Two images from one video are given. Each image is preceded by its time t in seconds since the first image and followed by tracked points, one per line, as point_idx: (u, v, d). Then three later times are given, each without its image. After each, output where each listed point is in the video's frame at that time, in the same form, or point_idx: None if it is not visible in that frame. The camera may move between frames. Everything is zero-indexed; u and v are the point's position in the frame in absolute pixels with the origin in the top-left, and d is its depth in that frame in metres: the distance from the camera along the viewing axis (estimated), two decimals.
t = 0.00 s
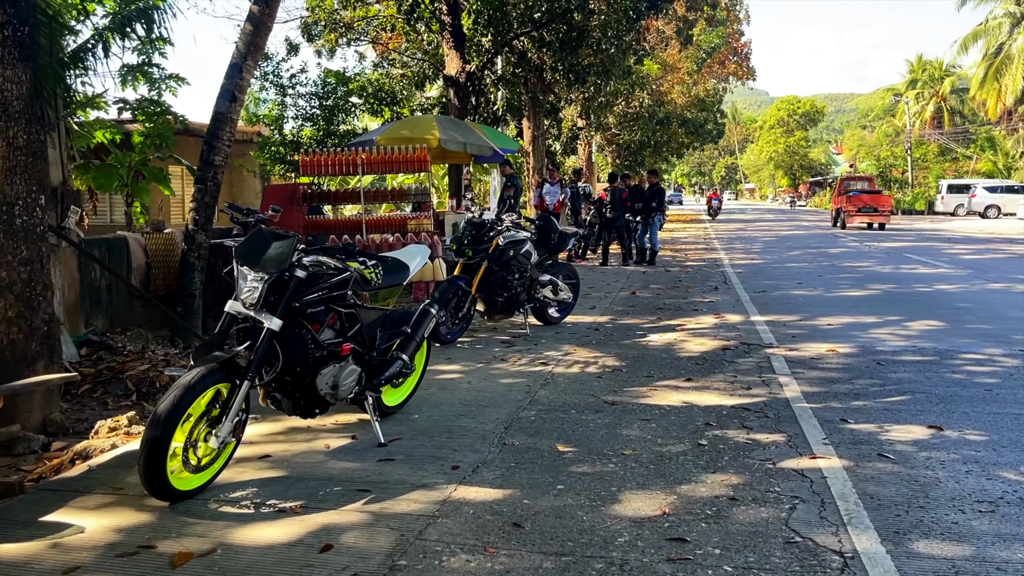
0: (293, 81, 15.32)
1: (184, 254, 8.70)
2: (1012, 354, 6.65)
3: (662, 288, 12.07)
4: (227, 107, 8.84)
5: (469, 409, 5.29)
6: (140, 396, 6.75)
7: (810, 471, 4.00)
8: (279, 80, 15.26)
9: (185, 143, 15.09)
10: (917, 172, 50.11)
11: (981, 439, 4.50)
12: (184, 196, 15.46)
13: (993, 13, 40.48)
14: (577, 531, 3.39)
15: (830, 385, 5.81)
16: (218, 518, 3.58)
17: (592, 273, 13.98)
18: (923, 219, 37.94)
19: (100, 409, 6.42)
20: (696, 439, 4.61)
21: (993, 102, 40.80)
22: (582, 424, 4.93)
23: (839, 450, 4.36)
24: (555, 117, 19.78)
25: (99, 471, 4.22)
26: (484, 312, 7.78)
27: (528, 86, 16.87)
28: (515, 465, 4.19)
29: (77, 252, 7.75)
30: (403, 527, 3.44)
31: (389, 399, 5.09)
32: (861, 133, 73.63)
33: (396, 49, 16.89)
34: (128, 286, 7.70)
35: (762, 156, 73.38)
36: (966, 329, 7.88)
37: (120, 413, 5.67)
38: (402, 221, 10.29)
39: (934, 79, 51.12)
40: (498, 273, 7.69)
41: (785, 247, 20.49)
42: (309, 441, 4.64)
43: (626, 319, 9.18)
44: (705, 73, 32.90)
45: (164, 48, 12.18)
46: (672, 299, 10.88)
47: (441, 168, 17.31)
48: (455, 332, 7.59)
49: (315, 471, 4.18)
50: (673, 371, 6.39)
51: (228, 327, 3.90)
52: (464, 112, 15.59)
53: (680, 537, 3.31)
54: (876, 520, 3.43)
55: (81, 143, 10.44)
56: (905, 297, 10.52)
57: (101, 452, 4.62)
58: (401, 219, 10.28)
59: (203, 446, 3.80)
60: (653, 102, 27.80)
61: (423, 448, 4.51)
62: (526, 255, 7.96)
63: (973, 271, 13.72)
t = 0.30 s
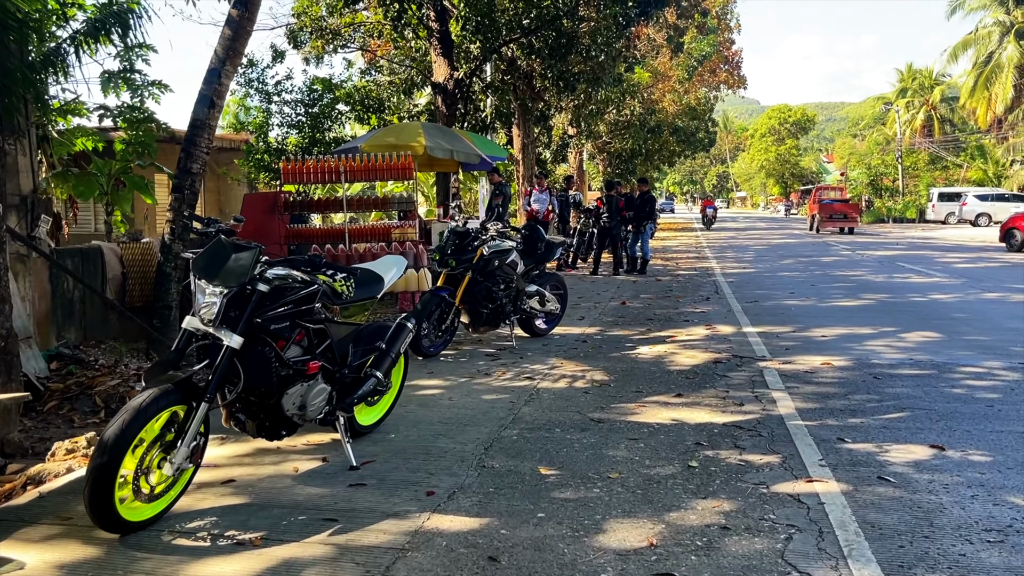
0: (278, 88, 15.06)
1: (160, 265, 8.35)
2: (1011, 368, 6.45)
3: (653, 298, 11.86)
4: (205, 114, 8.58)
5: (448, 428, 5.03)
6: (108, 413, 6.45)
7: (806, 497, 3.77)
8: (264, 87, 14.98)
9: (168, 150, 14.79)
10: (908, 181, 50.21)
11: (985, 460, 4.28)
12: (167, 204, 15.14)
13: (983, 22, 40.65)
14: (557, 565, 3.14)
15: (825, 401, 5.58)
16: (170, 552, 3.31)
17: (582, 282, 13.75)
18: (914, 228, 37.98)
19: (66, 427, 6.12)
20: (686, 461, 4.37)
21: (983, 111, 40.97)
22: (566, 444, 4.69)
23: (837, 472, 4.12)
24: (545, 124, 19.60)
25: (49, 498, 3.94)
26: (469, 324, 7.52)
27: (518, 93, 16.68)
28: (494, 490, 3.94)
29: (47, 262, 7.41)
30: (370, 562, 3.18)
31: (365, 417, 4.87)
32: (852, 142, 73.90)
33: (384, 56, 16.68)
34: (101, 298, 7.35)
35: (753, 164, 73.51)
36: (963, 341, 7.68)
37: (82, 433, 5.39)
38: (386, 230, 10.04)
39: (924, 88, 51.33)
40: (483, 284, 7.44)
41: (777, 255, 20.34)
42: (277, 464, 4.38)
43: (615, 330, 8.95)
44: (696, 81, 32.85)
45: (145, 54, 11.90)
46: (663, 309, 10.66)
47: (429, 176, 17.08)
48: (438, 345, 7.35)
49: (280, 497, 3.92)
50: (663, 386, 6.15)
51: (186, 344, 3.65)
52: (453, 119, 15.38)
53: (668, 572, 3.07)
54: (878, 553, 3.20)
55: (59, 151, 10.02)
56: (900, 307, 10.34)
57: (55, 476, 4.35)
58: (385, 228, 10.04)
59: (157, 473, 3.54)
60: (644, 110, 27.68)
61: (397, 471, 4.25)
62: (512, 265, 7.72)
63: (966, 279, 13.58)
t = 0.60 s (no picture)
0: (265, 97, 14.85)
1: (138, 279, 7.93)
2: (1012, 384, 6.27)
3: (644, 310, 11.66)
4: (184, 122, 8.35)
5: (428, 450, 4.80)
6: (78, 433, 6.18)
7: (805, 526, 3.56)
8: (249, 96, 14.74)
9: (151, 160, 14.51)
10: (898, 192, 50.34)
11: (992, 485, 4.09)
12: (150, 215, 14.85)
13: (972, 34, 40.83)
14: None
15: (822, 419, 5.38)
16: None
17: (572, 294, 13.55)
18: (905, 238, 38.02)
19: (32, 447, 5.85)
20: (678, 486, 4.15)
21: (972, 122, 41.16)
22: (553, 467, 4.47)
23: (836, 498, 3.91)
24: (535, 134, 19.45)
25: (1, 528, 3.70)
26: (455, 339, 7.29)
27: (507, 103, 16.52)
28: (475, 520, 3.72)
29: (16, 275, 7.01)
30: None
31: (341, 439, 4.66)
32: (842, 153, 74.19)
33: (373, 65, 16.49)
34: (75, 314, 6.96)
35: (744, 175, 73.62)
36: (961, 355, 7.51)
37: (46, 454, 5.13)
38: (371, 241, 9.80)
39: (914, 99, 51.57)
40: (470, 297, 7.21)
41: (769, 266, 20.19)
42: (247, 490, 4.14)
43: (606, 344, 8.74)
44: (687, 92, 32.81)
45: (127, 61, 11.66)
46: (654, 322, 10.47)
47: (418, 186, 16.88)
48: (422, 360, 7.13)
49: (247, 528, 3.68)
50: (654, 404, 5.94)
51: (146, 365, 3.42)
52: (441, 128, 15.20)
53: None
54: None
55: (41, 160, 9.66)
56: (894, 320, 10.18)
57: (11, 504, 4.10)
58: (370, 239, 9.80)
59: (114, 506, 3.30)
60: (635, 120, 27.59)
61: (373, 498, 4.02)
62: (499, 278, 7.50)
63: (960, 291, 13.45)
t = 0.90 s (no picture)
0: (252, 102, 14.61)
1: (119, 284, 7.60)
2: (1017, 396, 6.08)
3: (637, 319, 11.44)
4: (166, 126, 8.12)
5: (412, 467, 4.56)
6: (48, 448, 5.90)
7: (811, 551, 3.34)
8: (237, 101, 14.50)
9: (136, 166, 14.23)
10: (890, 201, 50.40)
11: (1005, 505, 3.88)
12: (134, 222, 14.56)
13: (963, 43, 40.95)
14: None
15: (824, 434, 5.17)
16: None
17: (565, 303, 13.34)
18: (897, 247, 38.04)
19: None
20: (675, 506, 3.93)
21: (963, 131, 41.30)
22: (543, 486, 4.24)
23: (843, 520, 3.70)
24: (527, 141, 19.26)
25: None
26: (444, 349, 7.05)
27: (499, 109, 16.34)
28: (459, 544, 3.48)
29: None
30: None
31: (320, 456, 4.43)
32: (833, 162, 74.41)
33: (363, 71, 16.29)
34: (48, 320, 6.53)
35: (736, 183, 73.70)
36: (963, 366, 7.32)
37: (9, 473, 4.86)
38: (358, 248, 9.57)
39: (905, 108, 51.76)
40: (458, 306, 6.99)
41: (763, 275, 20.01)
42: (218, 511, 3.89)
43: (598, 354, 8.52)
44: (679, 100, 32.74)
45: (112, 66, 11.43)
46: (647, 331, 10.25)
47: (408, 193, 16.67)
48: (409, 371, 6.88)
49: (215, 553, 3.43)
50: (649, 417, 5.71)
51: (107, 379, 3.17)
52: (432, 135, 15.01)
53: None
54: None
55: (23, 167, 9.00)
56: (892, 330, 10.00)
57: None
58: (357, 246, 9.56)
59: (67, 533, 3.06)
60: (627, 128, 27.45)
61: (352, 521, 3.77)
62: (489, 286, 7.27)
63: (956, 300, 13.30)
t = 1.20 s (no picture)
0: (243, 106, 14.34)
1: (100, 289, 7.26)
2: None
3: (634, 328, 11.19)
4: (149, 127, 7.85)
5: (400, 487, 4.30)
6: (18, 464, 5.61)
7: None
8: (227, 105, 14.24)
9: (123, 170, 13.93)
10: (884, 209, 50.36)
11: None
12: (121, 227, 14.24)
13: (957, 52, 40.97)
14: None
15: (833, 451, 4.93)
16: None
17: (560, 311, 13.08)
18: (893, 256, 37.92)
19: None
20: (680, 531, 3.68)
21: (957, 140, 41.30)
22: (539, 508, 3.98)
23: (861, 547, 3.46)
24: (522, 147, 19.01)
25: None
26: (436, 359, 6.78)
27: (493, 114, 16.12)
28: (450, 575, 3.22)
29: None
30: None
31: (302, 476, 4.17)
32: (827, 170, 74.47)
33: (356, 75, 16.05)
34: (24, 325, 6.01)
35: (730, 191, 73.66)
36: (971, 379, 7.09)
37: None
38: (348, 254, 9.30)
39: (899, 116, 51.77)
40: (451, 314, 6.72)
41: (760, 283, 19.78)
42: (190, 537, 3.62)
43: (595, 365, 8.26)
44: (675, 107, 32.60)
45: (100, 68, 11.17)
46: (644, 340, 10.00)
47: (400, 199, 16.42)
48: (399, 383, 6.62)
49: None
50: (650, 432, 5.46)
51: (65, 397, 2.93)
52: (425, 140, 14.78)
53: None
54: None
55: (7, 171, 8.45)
56: (895, 340, 9.76)
57: None
58: (347, 252, 9.28)
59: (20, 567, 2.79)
60: (623, 135, 27.24)
61: (334, 547, 3.51)
62: (483, 294, 7.03)
63: (957, 309, 13.10)
